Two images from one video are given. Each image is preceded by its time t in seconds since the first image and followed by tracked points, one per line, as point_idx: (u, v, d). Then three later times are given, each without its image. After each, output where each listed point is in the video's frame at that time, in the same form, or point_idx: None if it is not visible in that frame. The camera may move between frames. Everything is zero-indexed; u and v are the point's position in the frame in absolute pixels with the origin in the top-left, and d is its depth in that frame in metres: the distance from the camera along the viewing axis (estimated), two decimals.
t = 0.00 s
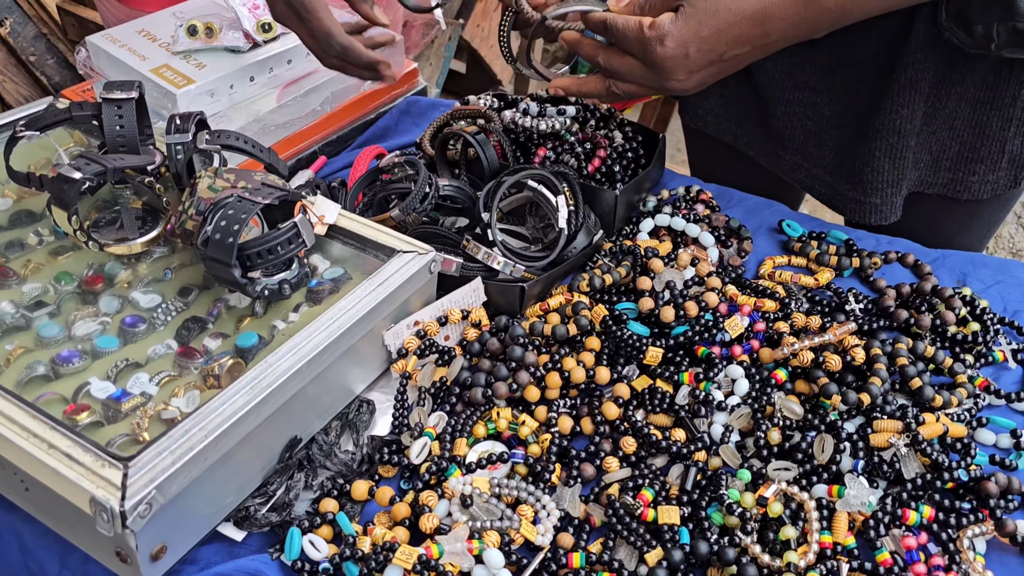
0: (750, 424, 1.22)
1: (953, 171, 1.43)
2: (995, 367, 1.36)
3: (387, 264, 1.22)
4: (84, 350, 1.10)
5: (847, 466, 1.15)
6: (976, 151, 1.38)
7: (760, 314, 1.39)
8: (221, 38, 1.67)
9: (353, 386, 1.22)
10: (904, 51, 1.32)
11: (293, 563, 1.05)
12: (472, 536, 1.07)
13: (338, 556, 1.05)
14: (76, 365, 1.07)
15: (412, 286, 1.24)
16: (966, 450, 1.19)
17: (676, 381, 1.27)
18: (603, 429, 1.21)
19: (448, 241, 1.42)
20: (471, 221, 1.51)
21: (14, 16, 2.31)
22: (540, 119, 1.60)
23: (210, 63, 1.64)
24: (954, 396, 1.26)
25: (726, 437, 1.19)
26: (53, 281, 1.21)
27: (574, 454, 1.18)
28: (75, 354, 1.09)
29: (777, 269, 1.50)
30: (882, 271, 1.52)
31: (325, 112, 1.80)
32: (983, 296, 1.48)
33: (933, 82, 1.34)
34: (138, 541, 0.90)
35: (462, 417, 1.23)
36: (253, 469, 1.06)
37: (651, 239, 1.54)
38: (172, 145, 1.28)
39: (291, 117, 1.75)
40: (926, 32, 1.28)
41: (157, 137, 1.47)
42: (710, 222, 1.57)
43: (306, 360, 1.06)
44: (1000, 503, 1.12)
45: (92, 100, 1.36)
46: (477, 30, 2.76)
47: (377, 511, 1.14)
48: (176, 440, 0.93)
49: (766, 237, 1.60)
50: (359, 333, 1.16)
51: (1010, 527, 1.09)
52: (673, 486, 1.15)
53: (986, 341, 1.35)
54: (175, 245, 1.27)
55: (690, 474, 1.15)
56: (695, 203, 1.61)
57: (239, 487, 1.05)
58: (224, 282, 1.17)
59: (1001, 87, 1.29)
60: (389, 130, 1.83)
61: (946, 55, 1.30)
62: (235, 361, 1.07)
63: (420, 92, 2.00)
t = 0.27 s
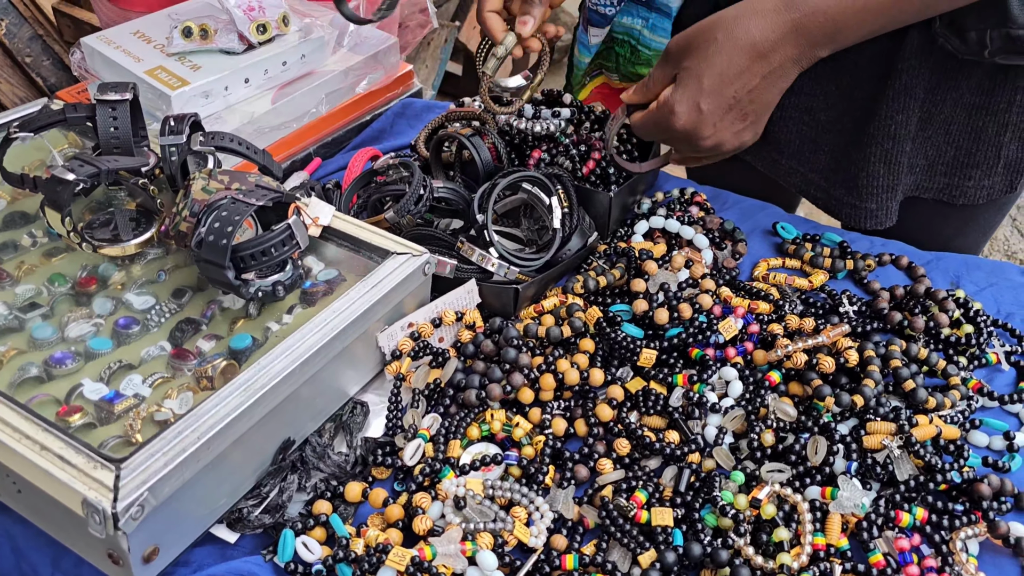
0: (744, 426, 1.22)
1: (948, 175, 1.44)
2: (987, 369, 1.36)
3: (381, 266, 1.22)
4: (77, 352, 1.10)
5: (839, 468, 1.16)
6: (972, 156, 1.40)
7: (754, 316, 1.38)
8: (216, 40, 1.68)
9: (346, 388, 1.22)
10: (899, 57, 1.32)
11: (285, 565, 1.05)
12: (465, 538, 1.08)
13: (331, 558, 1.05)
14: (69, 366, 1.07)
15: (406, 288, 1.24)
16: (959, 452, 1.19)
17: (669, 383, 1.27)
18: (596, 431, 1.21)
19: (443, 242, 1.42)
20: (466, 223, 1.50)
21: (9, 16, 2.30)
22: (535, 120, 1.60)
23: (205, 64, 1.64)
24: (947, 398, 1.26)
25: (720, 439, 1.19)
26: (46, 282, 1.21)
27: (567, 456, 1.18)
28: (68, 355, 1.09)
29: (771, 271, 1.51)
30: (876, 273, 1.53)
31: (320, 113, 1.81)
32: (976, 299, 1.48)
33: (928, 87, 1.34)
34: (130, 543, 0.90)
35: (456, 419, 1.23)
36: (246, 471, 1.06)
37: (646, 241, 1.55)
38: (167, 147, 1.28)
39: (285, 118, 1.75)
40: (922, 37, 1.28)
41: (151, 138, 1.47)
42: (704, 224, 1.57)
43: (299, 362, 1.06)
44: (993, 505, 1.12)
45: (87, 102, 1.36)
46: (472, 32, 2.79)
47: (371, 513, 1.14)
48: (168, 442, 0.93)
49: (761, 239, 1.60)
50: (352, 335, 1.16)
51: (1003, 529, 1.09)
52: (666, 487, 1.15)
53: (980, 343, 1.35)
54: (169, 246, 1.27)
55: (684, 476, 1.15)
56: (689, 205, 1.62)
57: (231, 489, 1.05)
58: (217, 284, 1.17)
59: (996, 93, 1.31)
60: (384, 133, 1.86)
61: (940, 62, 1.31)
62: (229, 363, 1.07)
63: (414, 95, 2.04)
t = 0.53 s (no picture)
0: (740, 425, 1.23)
1: (945, 176, 1.45)
2: (983, 368, 1.37)
3: (379, 266, 1.23)
4: (75, 351, 1.10)
5: (836, 467, 1.17)
6: (968, 157, 1.41)
7: (750, 316, 1.39)
8: (213, 40, 1.68)
9: (344, 388, 1.22)
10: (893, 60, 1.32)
11: (283, 564, 1.05)
12: (463, 537, 1.08)
13: (329, 557, 1.06)
14: (66, 366, 1.07)
15: (404, 288, 1.24)
16: (955, 451, 1.20)
17: (666, 383, 1.28)
18: (593, 430, 1.22)
19: (440, 242, 1.42)
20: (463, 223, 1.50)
21: (8, 17, 2.30)
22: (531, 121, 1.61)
23: (202, 65, 1.64)
24: (943, 397, 1.27)
25: (716, 439, 1.19)
26: (44, 282, 1.21)
27: (564, 455, 1.18)
28: (66, 355, 1.09)
29: (768, 271, 1.52)
30: (871, 274, 1.53)
31: (318, 113, 1.81)
32: (971, 299, 1.49)
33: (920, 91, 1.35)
34: (128, 542, 0.90)
35: (453, 418, 1.23)
36: (245, 470, 1.07)
37: (643, 241, 1.55)
38: (164, 147, 1.28)
39: (286, 116, 1.76)
40: (915, 41, 1.29)
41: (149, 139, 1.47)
42: (701, 224, 1.58)
43: (296, 361, 1.07)
44: (988, 504, 1.13)
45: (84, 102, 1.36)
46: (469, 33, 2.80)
47: (368, 513, 1.14)
48: (166, 441, 0.93)
49: (757, 240, 1.61)
50: (350, 335, 1.16)
51: (998, 528, 1.10)
52: (663, 487, 1.16)
53: (975, 343, 1.35)
54: (167, 246, 1.27)
55: (680, 475, 1.15)
56: (686, 205, 1.62)
57: (229, 489, 1.05)
58: (215, 284, 1.17)
59: (991, 94, 1.31)
60: (381, 133, 1.86)
61: (933, 65, 1.31)
62: (227, 363, 1.08)
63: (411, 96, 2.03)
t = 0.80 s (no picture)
0: (741, 428, 1.23)
1: (940, 180, 1.48)
2: (983, 371, 1.37)
3: (381, 269, 1.23)
4: (78, 354, 1.10)
5: (836, 469, 1.17)
6: (963, 161, 1.44)
7: (751, 318, 1.40)
8: (215, 43, 1.67)
9: (346, 390, 1.22)
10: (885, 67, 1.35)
11: (286, 565, 1.05)
12: (465, 539, 1.08)
13: (331, 559, 1.06)
14: (69, 369, 1.08)
15: (406, 291, 1.25)
16: (954, 453, 1.20)
17: (667, 385, 1.28)
18: (595, 432, 1.22)
19: (440, 245, 1.42)
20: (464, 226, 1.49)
21: (9, 20, 2.29)
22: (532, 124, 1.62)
23: (205, 68, 1.65)
24: (943, 400, 1.27)
25: (717, 441, 1.21)
26: (46, 285, 1.21)
27: (566, 457, 1.18)
28: (69, 357, 1.09)
29: (768, 274, 1.52)
30: (871, 276, 1.53)
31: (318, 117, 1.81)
32: (971, 302, 1.49)
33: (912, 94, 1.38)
34: (131, 544, 0.90)
35: (454, 421, 1.23)
36: (248, 472, 1.07)
37: (644, 244, 1.56)
38: (167, 150, 1.29)
39: (287, 121, 1.75)
40: (904, 48, 1.30)
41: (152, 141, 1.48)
42: (701, 227, 1.58)
43: (299, 363, 1.07)
44: (988, 506, 1.13)
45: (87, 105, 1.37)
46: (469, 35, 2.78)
47: (370, 515, 1.15)
48: (169, 443, 0.93)
49: (757, 242, 1.61)
50: (352, 337, 1.16)
51: (998, 529, 1.10)
52: (664, 489, 1.16)
53: (975, 346, 1.36)
54: (169, 249, 1.27)
55: (682, 478, 1.16)
56: (686, 208, 1.63)
57: (232, 491, 1.05)
58: (217, 287, 1.17)
59: (985, 99, 1.34)
60: (383, 136, 1.87)
61: (924, 72, 1.34)
62: (229, 365, 1.08)
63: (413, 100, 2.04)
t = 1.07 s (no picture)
0: (741, 427, 1.23)
1: (932, 183, 1.51)
2: (983, 371, 1.37)
3: (381, 268, 1.23)
4: (78, 353, 1.10)
5: (837, 468, 1.17)
6: (954, 164, 1.47)
7: (752, 318, 1.40)
8: (216, 43, 1.67)
9: (346, 390, 1.22)
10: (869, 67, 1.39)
11: (285, 565, 1.05)
12: (465, 538, 1.08)
13: (331, 559, 1.05)
14: (69, 368, 1.07)
15: (405, 290, 1.25)
16: (955, 453, 1.20)
17: (668, 385, 1.27)
18: (595, 432, 1.21)
19: (442, 244, 1.43)
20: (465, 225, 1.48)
21: (8, 20, 2.29)
22: (534, 125, 1.62)
23: (205, 68, 1.65)
24: (943, 399, 1.27)
25: (717, 440, 1.20)
26: (46, 284, 1.21)
27: (566, 457, 1.18)
28: (68, 357, 1.09)
29: (768, 273, 1.52)
30: (872, 276, 1.53)
31: (320, 116, 1.81)
32: (973, 301, 1.49)
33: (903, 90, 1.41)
34: (130, 543, 0.90)
35: (454, 421, 1.23)
36: (247, 472, 1.07)
37: (644, 244, 1.56)
38: (167, 149, 1.28)
39: (286, 121, 1.74)
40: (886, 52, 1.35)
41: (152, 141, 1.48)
42: (702, 227, 1.58)
43: (299, 363, 1.07)
44: (989, 505, 1.13)
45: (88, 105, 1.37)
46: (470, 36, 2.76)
47: (370, 514, 1.15)
48: (169, 442, 0.93)
49: (758, 242, 1.61)
50: (352, 337, 1.16)
51: (999, 529, 1.10)
52: (664, 489, 1.16)
53: (976, 345, 1.36)
54: (169, 248, 1.27)
55: (682, 477, 1.15)
56: (687, 208, 1.63)
57: (231, 490, 1.05)
58: (218, 286, 1.17)
59: (976, 102, 1.38)
60: (383, 136, 1.86)
61: (908, 81, 1.39)
62: (229, 365, 1.08)
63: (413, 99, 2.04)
